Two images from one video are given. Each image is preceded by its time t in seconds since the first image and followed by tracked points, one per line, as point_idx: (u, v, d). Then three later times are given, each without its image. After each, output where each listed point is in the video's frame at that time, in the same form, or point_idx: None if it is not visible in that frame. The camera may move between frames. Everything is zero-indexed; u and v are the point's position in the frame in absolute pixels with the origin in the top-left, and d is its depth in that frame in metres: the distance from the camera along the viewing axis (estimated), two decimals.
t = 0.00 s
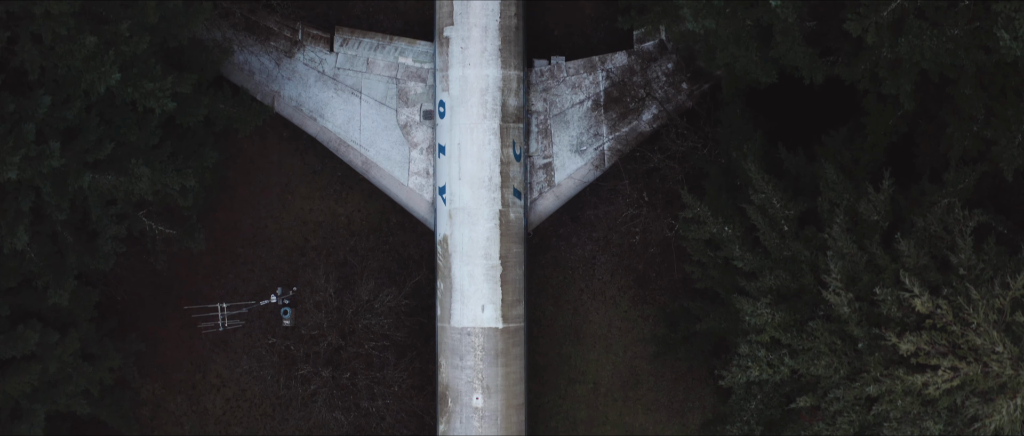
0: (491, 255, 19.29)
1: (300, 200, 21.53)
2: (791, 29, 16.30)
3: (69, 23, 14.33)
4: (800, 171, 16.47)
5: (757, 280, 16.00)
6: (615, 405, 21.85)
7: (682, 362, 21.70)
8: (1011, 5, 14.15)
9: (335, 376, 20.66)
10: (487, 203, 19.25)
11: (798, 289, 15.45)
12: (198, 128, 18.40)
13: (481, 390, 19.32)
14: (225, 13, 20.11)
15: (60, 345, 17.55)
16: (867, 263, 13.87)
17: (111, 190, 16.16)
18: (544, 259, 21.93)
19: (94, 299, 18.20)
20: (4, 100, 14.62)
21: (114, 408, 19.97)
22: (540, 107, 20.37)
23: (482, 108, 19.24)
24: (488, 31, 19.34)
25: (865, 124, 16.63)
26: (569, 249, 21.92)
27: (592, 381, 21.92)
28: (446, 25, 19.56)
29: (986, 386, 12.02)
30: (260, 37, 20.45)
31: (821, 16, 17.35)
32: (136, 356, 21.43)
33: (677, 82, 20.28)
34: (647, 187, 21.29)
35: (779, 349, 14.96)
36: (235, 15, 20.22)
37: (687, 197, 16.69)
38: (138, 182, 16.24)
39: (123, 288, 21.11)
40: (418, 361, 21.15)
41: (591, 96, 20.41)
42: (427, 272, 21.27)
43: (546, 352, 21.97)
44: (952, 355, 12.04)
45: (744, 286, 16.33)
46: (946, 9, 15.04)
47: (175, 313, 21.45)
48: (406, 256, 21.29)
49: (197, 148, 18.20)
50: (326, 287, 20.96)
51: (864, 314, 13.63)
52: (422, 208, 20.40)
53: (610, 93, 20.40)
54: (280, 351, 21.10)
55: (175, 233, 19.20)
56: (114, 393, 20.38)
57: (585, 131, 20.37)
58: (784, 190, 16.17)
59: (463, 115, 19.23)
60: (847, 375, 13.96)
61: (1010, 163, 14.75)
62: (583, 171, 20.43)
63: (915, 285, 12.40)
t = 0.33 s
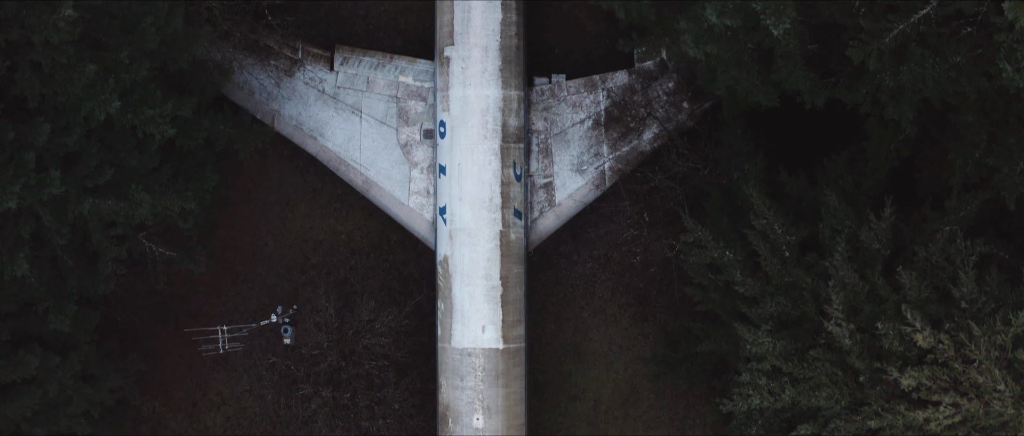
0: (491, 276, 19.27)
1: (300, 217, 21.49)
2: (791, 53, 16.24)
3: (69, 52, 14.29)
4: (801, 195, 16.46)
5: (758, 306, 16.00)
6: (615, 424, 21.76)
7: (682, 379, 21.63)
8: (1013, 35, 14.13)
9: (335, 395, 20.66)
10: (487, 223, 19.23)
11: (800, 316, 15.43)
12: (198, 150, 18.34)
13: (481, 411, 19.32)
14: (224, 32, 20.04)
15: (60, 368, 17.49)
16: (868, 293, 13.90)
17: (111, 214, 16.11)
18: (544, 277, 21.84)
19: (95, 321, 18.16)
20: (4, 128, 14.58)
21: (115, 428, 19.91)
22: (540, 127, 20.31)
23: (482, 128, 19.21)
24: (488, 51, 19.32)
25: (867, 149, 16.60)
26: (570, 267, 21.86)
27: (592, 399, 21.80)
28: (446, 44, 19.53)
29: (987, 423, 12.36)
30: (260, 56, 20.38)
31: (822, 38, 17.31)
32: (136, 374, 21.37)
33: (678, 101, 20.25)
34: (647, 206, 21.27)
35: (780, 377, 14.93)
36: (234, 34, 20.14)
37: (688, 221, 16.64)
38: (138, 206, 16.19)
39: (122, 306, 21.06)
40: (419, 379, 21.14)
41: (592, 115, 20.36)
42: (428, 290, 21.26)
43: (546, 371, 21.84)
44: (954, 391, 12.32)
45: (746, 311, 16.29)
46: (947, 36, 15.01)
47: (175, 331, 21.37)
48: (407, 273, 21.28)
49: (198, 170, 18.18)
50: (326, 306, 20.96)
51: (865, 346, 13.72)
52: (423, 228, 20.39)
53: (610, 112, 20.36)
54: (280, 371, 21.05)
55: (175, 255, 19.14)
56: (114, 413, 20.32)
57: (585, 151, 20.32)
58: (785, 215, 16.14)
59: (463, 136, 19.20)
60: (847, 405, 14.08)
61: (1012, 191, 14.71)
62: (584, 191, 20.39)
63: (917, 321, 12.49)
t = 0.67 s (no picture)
0: (492, 296, 19.27)
1: (301, 235, 21.48)
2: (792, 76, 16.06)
3: (70, 81, 14.26)
4: (803, 218, 16.47)
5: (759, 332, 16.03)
6: None
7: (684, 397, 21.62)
8: (1016, 64, 14.09)
9: (336, 414, 20.69)
10: (489, 243, 19.22)
11: (801, 341, 15.44)
12: (198, 171, 18.31)
13: (483, 431, 19.36)
14: (224, 52, 20.00)
15: (61, 391, 17.45)
16: (870, 322, 14.00)
17: (112, 239, 16.07)
18: (545, 294, 21.82)
19: (95, 343, 18.10)
20: (3, 156, 14.55)
21: None
22: (541, 146, 20.27)
23: (484, 149, 19.20)
24: (489, 71, 19.30)
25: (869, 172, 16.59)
26: (571, 284, 21.84)
27: (593, 416, 21.80)
28: (448, 64, 19.51)
29: None
30: (260, 75, 20.34)
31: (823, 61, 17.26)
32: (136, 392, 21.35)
33: (679, 120, 20.21)
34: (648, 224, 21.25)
35: (782, 404, 14.95)
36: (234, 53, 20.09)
37: (689, 244, 16.62)
38: (139, 231, 16.15)
39: (123, 324, 21.06)
40: (420, 397, 21.18)
41: (593, 134, 20.33)
42: (429, 307, 21.28)
43: (547, 388, 21.82)
44: (956, 425, 12.47)
45: (747, 335, 16.29)
46: (950, 62, 14.92)
47: (175, 349, 21.35)
48: (408, 291, 21.29)
49: (198, 192, 18.15)
50: (327, 324, 20.95)
51: (868, 377, 13.84)
52: (424, 247, 20.38)
53: (611, 131, 20.33)
54: (281, 391, 21.09)
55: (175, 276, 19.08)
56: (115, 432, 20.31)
57: (587, 170, 20.29)
58: (786, 240, 16.13)
59: (464, 156, 19.18)
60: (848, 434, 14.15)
61: (1014, 219, 14.69)
62: (585, 210, 20.38)
63: (919, 355, 12.68)
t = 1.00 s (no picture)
0: (494, 315, 19.27)
1: (302, 252, 21.47)
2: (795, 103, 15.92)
3: (71, 107, 14.23)
4: (805, 241, 16.47)
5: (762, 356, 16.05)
6: None
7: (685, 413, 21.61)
8: (1020, 91, 14.07)
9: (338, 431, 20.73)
10: (491, 263, 19.21)
11: (803, 366, 15.45)
12: (200, 192, 18.28)
13: None
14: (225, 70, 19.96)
15: (63, 412, 17.42)
16: (873, 350, 14.11)
17: (114, 263, 16.05)
18: (547, 311, 21.82)
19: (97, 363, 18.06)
20: (5, 183, 14.52)
21: None
22: (543, 164, 20.23)
23: (485, 168, 19.18)
24: (491, 90, 19.27)
25: (871, 195, 16.58)
26: (573, 301, 21.82)
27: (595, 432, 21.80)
28: (449, 83, 19.47)
29: None
30: (261, 93, 20.29)
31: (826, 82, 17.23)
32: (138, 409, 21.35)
33: (681, 139, 20.15)
34: (650, 242, 21.22)
35: (784, 429, 14.98)
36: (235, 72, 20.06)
37: (692, 267, 16.61)
38: (140, 255, 16.12)
39: (124, 342, 21.05)
40: (422, 414, 21.24)
41: (595, 152, 20.29)
42: (431, 324, 21.31)
43: (549, 404, 21.83)
44: None
45: (750, 359, 16.30)
46: (953, 88, 14.89)
47: (177, 365, 21.34)
48: (410, 308, 21.32)
49: (200, 213, 18.12)
50: (329, 342, 20.95)
51: (871, 405, 13.89)
52: (426, 265, 20.37)
53: (613, 149, 20.28)
54: (284, 409, 21.11)
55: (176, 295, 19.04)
56: None
57: (589, 188, 20.26)
58: (789, 264, 16.13)
59: (466, 175, 19.16)
60: None
61: (1017, 246, 14.66)
62: (587, 228, 20.36)
63: (922, 386, 12.89)
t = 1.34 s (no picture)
0: (496, 334, 19.27)
1: (304, 269, 21.44)
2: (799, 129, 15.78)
3: (73, 134, 14.21)
4: (807, 263, 16.48)
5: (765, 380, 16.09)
6: None
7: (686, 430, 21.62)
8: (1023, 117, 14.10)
9: None
10: (493, 282, 19.20)
11: (805, 390, 15.46)
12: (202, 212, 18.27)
13: None
14: (227, 87, 19.92)
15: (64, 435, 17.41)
16: (876, 377, 14.27)
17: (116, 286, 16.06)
18: (549, 327, 21.79)
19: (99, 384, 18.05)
20: (7, 209, 14.50)
21: None
22: (544, 181, 20.20)
23: (487, 186, 19.15)
24: (493, 108, 19.24)
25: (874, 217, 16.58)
26: (574, 317, 21.79)
27: None
28: (451, 101, 19.42)
29: None
30: (262, 111, 20.25)
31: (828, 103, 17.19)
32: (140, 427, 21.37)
33: (683, 156, 20.09)
34: (652, 258, 21.17)
35: None
36: (236, 89, 20.01)
37: (694, 289, 16.59)
38: (143, 279, 16.12)
39: (125, 359, 21.06)
40: (424, 430, 21.25)
41: (597, 169, 20.25)
42: (432, 340, 21.32)
43: (550, 420, 21.83)
44: None
45: (752, 382, 16.31)
46: (956, 113, 14.93)
47: (179, 382, 21.33)
48: (411, 324, 21.32)
49: (202, 233, 18.11)
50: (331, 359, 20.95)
51: (873, 433, 13.94)
52: (427, 282, 20.36)
53: (615, 166, 20.23)
54: (286, 426, 21.17)
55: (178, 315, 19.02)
56: None
57: (591, 206, 20.23)
58: (791, 287, 16.13)
59: (468, 194, 19.14)
60: None
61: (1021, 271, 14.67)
62: (589, 245, 20.34)
63: (925, 417, 13.17)
